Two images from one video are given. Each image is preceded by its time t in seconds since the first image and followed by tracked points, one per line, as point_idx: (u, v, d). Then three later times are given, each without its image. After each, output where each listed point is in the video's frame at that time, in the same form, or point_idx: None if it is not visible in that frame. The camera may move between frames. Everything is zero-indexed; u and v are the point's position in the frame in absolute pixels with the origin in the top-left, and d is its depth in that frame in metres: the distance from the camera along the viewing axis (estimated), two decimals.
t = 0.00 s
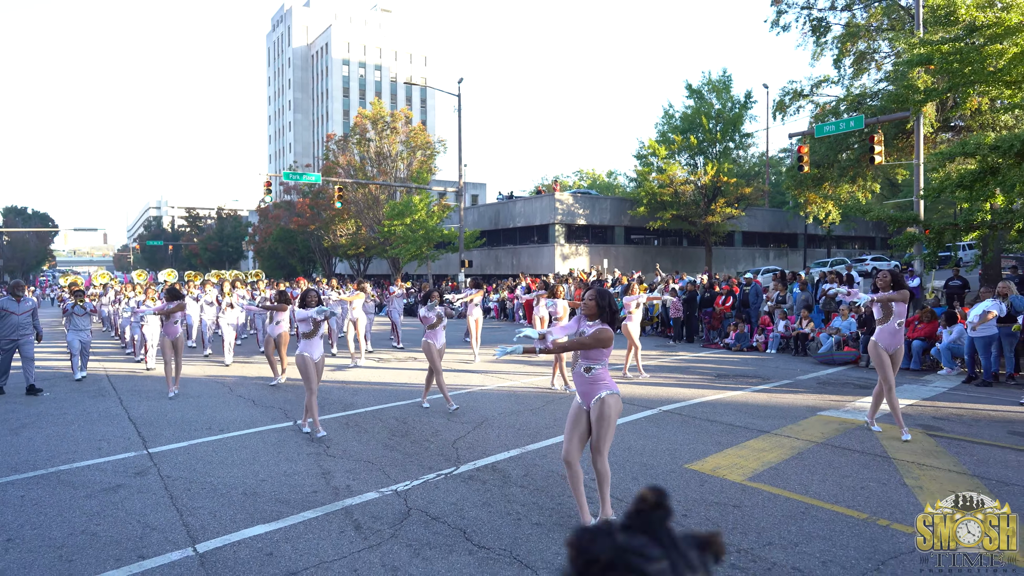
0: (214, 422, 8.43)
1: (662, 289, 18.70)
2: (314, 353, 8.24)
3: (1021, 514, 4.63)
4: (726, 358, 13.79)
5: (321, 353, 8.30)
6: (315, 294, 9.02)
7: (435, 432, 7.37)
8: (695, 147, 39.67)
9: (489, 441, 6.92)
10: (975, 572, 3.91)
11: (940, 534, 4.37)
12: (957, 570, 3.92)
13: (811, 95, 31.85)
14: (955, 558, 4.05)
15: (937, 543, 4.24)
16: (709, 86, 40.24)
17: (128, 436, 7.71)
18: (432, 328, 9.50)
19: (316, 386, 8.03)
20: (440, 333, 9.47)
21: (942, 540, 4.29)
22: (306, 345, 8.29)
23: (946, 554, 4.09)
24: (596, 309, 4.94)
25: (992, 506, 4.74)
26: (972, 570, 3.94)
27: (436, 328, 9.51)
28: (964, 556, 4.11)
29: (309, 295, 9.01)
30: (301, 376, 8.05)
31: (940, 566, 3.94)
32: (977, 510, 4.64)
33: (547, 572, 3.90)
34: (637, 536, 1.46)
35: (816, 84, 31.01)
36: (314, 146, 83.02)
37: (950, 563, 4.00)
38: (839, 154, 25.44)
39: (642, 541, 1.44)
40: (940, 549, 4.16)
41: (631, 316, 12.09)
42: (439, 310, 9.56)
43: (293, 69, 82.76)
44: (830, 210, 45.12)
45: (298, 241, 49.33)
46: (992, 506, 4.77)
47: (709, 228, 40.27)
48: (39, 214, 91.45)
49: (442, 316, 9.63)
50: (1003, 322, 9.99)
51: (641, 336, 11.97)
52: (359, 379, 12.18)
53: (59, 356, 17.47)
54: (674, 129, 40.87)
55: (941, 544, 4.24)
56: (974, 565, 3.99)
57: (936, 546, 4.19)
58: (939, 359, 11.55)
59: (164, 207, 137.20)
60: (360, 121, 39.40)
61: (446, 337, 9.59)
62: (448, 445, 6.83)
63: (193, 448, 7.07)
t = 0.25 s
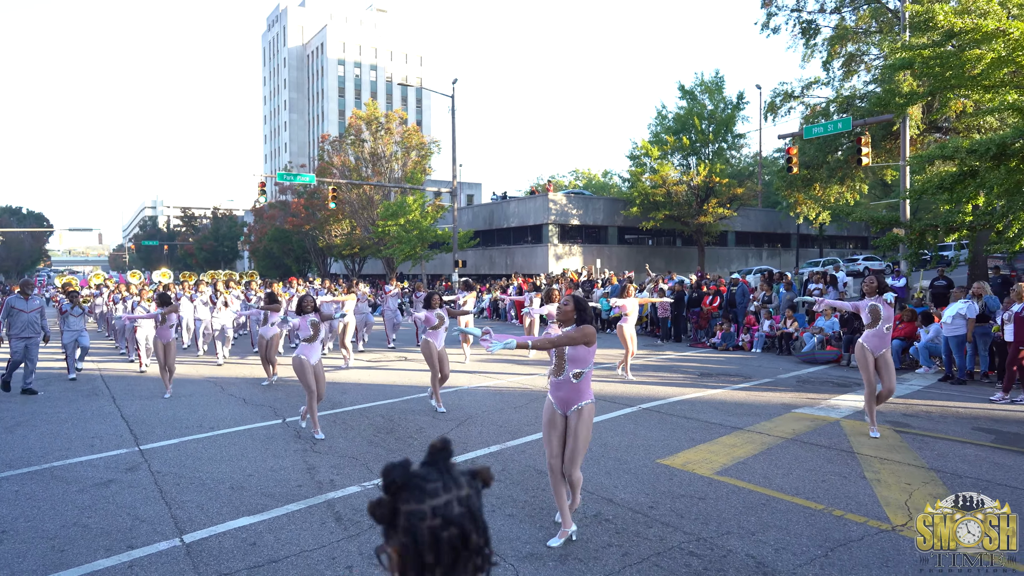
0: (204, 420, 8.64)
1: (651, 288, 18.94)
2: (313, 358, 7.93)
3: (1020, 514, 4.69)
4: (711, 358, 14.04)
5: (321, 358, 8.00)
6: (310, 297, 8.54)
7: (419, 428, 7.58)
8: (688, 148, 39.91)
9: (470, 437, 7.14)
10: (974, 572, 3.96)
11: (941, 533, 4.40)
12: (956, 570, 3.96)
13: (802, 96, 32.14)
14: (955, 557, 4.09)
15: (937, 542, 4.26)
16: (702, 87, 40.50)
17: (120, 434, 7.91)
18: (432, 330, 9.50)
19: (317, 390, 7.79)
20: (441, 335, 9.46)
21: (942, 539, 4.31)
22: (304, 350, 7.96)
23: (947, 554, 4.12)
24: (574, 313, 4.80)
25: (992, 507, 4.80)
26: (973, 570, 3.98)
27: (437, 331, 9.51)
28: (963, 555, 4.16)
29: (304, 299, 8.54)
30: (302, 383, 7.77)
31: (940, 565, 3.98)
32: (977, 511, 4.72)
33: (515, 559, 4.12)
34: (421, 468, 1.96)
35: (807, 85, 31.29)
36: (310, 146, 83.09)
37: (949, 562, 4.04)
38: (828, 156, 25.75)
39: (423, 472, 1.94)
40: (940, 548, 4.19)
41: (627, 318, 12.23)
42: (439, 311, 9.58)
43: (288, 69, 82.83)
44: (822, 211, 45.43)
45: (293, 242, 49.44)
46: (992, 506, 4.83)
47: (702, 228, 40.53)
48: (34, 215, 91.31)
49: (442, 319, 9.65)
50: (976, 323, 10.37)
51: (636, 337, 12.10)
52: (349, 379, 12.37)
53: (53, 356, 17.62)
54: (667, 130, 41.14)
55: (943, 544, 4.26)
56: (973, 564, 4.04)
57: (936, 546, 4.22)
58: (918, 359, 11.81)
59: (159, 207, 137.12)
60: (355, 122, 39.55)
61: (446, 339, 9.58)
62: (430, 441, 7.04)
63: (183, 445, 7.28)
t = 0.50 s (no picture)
0: (192, 416, 8.84)
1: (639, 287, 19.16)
2: (302, 354, 8.44)
3: (1020, 514, 4.64)
4: (695, 355, 14.26)
5: (311, 352, 8.48)
6: (300, 294, 8.99)
7: (400, 423, 7.81)
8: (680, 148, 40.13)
9: (449, 431, 7.36)
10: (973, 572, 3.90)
11: (940, 533, 4.35)
12: (956, 569, 3.90)
13: (793, 96, 32.35)
14: (954, 557, 4.03)
15: (936, 542, 4.21)
16: (694, 87, 40.71)
17: (110, 429, 8.11)
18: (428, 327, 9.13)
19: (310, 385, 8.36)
20: (436, 333, 9.11)
21: (942, 539, 4.26)
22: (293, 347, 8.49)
23: (947, 554, 4.06)
24: (547, 309, 5.06)
25: (992, 506, 4.77)
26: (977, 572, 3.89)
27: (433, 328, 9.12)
28: (963, 554, 4.10)
29: (295, 296, 8.99)
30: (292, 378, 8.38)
31: (940, 565, 3.91)
32: (976, 510, 4.67)
33: (481, 544, 4.31)
34: (317, 410, 1.91)
35: (797, 86, 31.51)
36: (306, 146, 83.15)
37: (952, 562, 3.96)
38: (816, 156, 26.01)
39: (318, 411, 1.89)
40: (940, 548, 4.13)
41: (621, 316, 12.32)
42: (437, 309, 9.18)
43: (284, 69, 82.94)
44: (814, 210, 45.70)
45: (288, 241, 49.60)
46: (992, 506, 4.79)
47: (694, 228, 40.75)
48: (30, 215, 91.34)
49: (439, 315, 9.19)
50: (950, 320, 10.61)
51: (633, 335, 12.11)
52: (338, 377, 12.57)
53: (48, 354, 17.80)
54: (659, 129, 41.35)
55: (942, 544, 4.21)
56: (974, 564, 3.98)
57: (936, 546, 4.17)
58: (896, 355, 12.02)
59: (156, 207, 137.13)
60: (349, 122, 39.71)
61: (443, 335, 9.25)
62: (412, 434, 7.26)
63: (171, 439, 7.49)
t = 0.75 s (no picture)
0: (183, 414, 9.06)
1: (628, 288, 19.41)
2: (296, 357, 8.33)
3: (1020, 513, 4.65)
4: (682, 354, 14.49)
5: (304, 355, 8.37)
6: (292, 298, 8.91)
7: (384, 420, 8.04)
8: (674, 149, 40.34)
9: (431, 428, 7.59)
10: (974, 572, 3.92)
11: (940, 534, 4.37)
12: (956, 570, 3.91)
13: (785, 98, 32.58)
14: (954, 558, 4.04)
15: (936, 543, 4.23)
16: (688, 88, 40.95)
17: (102, 426, 8.32)
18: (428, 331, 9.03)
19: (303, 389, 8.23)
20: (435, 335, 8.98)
21: (942, 540, 4.29)
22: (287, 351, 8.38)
23: (946, 555, 4.07)
24: (526, 314, 5.10)
25: (992, 506, 4.77)
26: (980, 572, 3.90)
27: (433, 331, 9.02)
28: (963, 555, 4.12)
29: (288, 300, 8.92)
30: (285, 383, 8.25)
31: (940, 566, 3.93)
32: (977, 511, 4.68)
33: (451, 534, 4.53)
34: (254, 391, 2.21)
35: (789, 87, 31.74)
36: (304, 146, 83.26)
37: (952, 563, 3.98)
38: (807, 157, 26.26)
39: (254, 390, 2.18)
40: (940, 549, 4.15)
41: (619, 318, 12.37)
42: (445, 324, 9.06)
43: (282, 69, 83.03)
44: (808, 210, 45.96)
45: (285, 241, 49.79)
46: (992, 505, 4.79)
47: (688, 228, 41.00)
48: (28, 215, 91.40)
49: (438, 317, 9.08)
50: (925, 319, 10.87)
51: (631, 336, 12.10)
52: (328, 376, 12.80)
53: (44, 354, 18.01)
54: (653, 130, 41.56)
55: (942, 544, 4.24)
56: (973, 564, 3.99)
57: (936, 546, 4.19)
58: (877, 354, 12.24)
59: (154, 207, 137.22)
60: (345, 123, 39.92)
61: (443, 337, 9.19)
62: (395, 431, 7.49)
63: (161, 436, 7.71)
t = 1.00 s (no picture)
0: (177, 411, 9.30)
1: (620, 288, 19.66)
2: (290, 356, 7.90)
3: (1020, 513, 4.62)
4: (669, 353, 14.74)
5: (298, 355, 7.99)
6: (290, 295, 8.57)
7: (372, 416, 8.29)
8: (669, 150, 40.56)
9: (417, 424, 7.83)
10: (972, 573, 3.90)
11: (940, 534, 4.35)
12: (956, 570, 3.89)
13: (779, 99, 32.82)
14: (953, 558, 4.02)
15: (936, 543, 4.21)
16: (684, 89, 41.18)
17: (99, 422, 8.56)
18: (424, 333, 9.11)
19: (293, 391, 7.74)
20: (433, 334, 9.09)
21: (941, 539, 4.27)
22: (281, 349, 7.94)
23: (945, 555, 4.05)
24: (508, 313, 5.02)
25: (992, 507, 4.74)
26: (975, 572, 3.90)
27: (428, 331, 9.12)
28: (963, 555, 4.11)
29: (285, 297, 8.54)
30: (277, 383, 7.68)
31: (940, 565, 3.92)
32: (977, 510, 4.65)
33: (428, 522, 4.78)
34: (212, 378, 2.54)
35: (783, 89, 32.00)
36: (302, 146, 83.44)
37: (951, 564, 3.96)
38: (799, 159, 26.53)
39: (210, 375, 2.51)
40: (940, 549, 4.13)
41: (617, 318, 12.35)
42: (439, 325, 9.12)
43: (280, 69, 83.18)
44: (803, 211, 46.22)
45: (283, 241, 50.03)
46: (993, 506, 4.77)
47: (683, 228, 41.26)
48: (28, 214, 91.58)
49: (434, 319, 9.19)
50: (903, 319, 11.25)
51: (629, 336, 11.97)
52: (321, 374, 13.04)
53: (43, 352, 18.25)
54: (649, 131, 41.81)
55: (941, 544, 4.22)
56: (972, 565, 3.97)
57: (935, 547, 4.17)
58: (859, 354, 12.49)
59: (154, 207, 137.39)
60: (342, 123, 40.17)
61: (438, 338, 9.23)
62: (382, 427, 7.74)
63: (155, 431, 7.95)
